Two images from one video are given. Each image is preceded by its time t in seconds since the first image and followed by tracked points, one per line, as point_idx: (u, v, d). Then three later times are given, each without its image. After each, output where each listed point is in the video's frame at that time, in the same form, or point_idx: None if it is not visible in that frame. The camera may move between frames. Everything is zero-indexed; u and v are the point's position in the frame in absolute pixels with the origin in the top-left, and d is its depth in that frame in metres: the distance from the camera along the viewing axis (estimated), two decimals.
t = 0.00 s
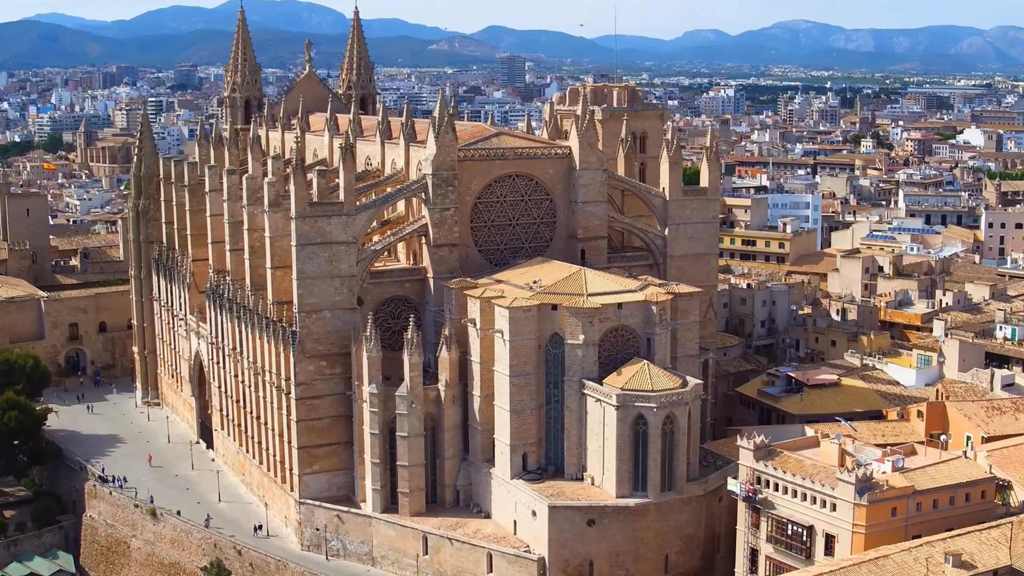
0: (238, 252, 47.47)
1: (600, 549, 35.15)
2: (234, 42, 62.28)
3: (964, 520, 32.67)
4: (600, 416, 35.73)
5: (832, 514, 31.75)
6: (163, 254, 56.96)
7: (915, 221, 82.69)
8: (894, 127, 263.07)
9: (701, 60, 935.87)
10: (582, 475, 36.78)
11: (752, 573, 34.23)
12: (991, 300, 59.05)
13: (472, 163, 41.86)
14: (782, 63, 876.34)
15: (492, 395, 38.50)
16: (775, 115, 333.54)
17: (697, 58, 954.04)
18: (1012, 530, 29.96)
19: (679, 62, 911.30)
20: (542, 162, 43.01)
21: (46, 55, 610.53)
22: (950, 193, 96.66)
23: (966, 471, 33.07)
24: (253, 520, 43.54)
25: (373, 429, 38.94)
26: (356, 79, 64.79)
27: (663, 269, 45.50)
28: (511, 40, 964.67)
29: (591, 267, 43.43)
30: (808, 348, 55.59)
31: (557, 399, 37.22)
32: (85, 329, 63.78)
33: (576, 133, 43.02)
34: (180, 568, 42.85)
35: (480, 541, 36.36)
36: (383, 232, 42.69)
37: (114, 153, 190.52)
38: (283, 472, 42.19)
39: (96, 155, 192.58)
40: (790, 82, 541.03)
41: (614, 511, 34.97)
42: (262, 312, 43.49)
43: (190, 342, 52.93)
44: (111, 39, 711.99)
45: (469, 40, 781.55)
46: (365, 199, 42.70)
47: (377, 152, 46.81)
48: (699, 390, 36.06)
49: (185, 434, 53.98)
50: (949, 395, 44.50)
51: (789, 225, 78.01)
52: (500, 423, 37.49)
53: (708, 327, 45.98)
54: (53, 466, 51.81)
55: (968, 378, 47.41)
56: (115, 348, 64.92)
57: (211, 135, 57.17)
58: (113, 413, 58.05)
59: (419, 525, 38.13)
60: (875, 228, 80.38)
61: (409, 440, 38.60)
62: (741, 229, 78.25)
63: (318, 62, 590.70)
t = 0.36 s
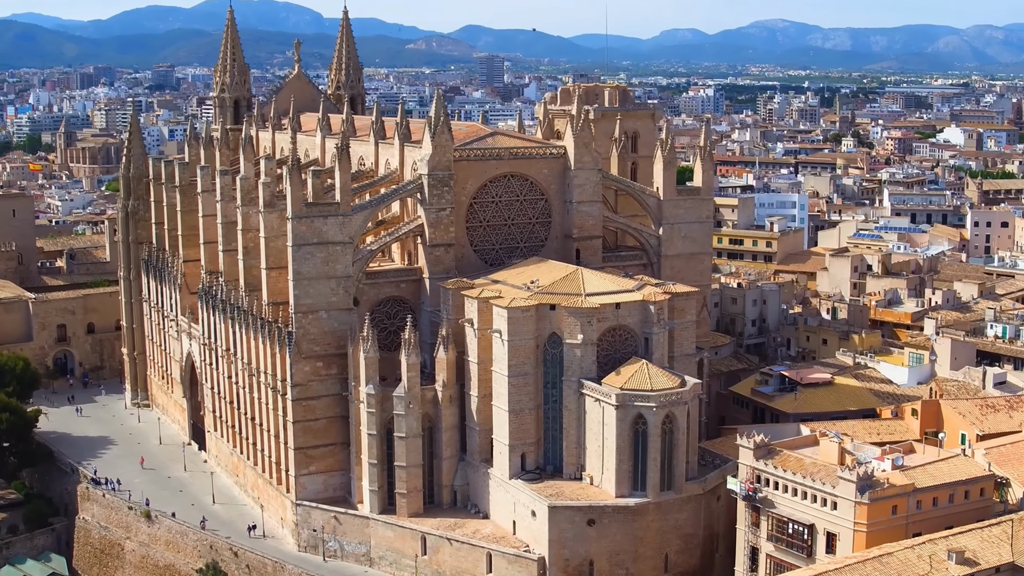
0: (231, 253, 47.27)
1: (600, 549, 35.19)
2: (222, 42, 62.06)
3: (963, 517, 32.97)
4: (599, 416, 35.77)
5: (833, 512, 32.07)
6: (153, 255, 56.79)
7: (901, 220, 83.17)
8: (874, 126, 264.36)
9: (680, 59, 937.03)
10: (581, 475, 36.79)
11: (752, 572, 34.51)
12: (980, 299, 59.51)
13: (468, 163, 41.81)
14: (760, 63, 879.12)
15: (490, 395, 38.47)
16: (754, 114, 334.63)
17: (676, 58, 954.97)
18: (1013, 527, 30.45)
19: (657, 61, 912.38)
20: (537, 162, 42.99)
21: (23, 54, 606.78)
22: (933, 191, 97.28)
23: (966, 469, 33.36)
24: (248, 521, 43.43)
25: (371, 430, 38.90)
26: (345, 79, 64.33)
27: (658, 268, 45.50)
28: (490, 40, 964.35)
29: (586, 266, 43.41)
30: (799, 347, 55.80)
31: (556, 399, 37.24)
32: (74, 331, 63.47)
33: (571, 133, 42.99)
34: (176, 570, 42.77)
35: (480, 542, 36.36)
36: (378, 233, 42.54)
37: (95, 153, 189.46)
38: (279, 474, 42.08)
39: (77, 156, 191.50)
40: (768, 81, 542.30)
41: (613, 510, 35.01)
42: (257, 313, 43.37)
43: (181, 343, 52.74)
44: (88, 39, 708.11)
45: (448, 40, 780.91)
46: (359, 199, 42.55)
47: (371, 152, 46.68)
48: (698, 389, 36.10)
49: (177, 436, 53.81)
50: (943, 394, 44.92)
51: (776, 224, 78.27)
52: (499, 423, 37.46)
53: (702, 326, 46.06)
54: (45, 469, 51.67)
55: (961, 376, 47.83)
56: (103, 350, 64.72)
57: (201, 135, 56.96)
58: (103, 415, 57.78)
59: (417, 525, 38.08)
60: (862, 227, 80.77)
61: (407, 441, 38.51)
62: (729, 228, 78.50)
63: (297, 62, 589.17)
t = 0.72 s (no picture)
0: (226, 254, 47.10)
1: (601, 548, 35.24)
2: (213, 43, 61.86)
3: (964, 514, 33.25)
4: (600, 416, 35.80)
5: (836, 511, 32.27)
6: (145, 256, 56.66)
7: (889, 219, 83.61)
8: (856, 126, 265.57)
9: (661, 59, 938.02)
10: (582, 475, 36.82)
11: (754, 570, 34.73)
12: (971, 297, 59.96)
13: (466, 163, 41.75)
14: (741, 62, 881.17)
15: (490, 395, 38.46)
16: (736, 113, 335.46)
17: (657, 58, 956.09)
18: (1016, 525, 30.84)
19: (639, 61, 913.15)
20: (534, 162, 42.92)
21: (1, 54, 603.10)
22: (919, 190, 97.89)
23: (967, 467, 33.66)
24: (245, 523, 43.33)
25: (370, 431, 38.77)
26: (336, 79, 64.15)
27: (654, 268, 45.51)
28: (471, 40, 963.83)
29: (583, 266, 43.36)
30: (792, 346, 56.10)
31: (556, 399, 37.27)
32: (64, 332, 63.26)
33: (567, 133, 42.94)
34: (173, 572, 42.69)
35: (481, 542, 36.35)
36: (375, 233, 42.45)
37: (77, 154, 188.42)
38: (276, 475, 42.00)
39: (58, 156, 190.43)
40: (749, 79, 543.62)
41: (615, 510, 35.06)
42: (254, 314, 43.24)
43: (175, 345, 52.55)
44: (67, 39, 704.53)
45: (429, 40, 780.11)
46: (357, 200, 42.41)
47: (367, 153, 46.56)
48: (699, 388, 36.15)
49: (170, 438, 53.72)
50: (938, 392, 45.27)
51: (766, 224, 78.52)
52: (499, 423, 37.44)
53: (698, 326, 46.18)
54: (38, 471, 51.86)
55: (955, 375, 48.19)
56: (93, 351, 64.52)
57: (193, 136, 56.74)
58: (96, 417, 57.63)
59: (417, 526, 38.03)
60: (850, 226, 81.14)
61: (406, 442, 38.45)
62: (718, 228, 78.79)
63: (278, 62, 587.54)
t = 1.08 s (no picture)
0: (223, 254, 46.92)
1: (606, 548, 35.29)
2: (206, 43, 61.64)
3: (968, 512, 33.52)
4: (604, 416, 35.88)
5: (842, 509, 32.56)
6: (139, 258, 56.50)
7: (878, 218, 83.96)
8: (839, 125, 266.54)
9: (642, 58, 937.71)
10: (586, 475, 36.84)
11: (759, 569, 34.95)
12: (964, 296, 60.37)
13: (466, 163, 41.69)
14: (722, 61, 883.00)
15: (493, 395, 38.43)
16: (718, 112, 336.09)
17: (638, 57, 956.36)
18: (1021, 522, 31.14)
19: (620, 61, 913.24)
20: (534, 162, 42.87)
21: None
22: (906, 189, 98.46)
23: (971, 465, 33.86)
24: (245, 524, 43.23)
25: (372, 432, 38.65)
26: (329, 79, 63.61)
27: (653, 267, 45.53)
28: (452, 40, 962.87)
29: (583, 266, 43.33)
30: (787, 346, 56.27)
31: (559, 399, 37.25)
32: (56, 333, 63.12)
33: (567, 133, 42.93)
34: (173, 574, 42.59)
35: (484, 542, 36.32)
36: (376, 233, 42.39)
37: (59, 154, 187.33)
38: (277, 476, 41.90)
39: (41, 157, 189.33)
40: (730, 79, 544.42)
41: (620, 510, 35.11)
42: (253, 314, 43.13)
43: (171, 346, 52.37)
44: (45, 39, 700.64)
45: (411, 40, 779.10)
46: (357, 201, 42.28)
47: (365, 153, 46.44)
48: (702, 388, 36.23)
49: (166, 440, 53.59)
50: (936, 391, 45.54)
51: (756, 223, 78.75)
52: (503, 423, 37.42)
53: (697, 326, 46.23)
54: (33, 473, 51.83)
55: (951, 373, 48.43)
56: (85, 352, 64.39)
57: (187, 137, 56.54)
58: (89, 419, 57.43)
59: (420, 527, 37.98)
60: (840, 225, 81.48)
61: (409, 442, 38.38)
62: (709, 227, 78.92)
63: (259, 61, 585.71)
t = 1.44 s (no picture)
0: (224, 255, 46.77)
1: (615, 548, 35.33)
2: (201, 43, 61.44)
3: (975, 510, 33.72)
4: (611, 416, 35.89)
5: (851, 508, 32.69)
6: (137, 258, 56.35)
7: (871, 217, 84.21)
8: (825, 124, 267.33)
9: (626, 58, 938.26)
10: (593, 474, 36.86)
11: (766, 568, 35.06)
12: (960, 295, 60.63)
13: (469, 163, 41.62)
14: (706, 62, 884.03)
15: (499, 396, 38.41)
16: (704, 111, 336.61)
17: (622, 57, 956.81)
18: None
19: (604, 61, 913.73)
20: (537, 162, 42.82)
21: None
22: (898, 188, 98.77)
23: (977, 463, 34.07)
24: (248, 525, 43.12)
25: (378, 433, 38.55)
26: (325, 79, 63.41)
27: (654, 267, 45.54)
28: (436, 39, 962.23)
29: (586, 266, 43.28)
30: (786, 345, 56.11)
31: (566, 399, 37.25)
32: (51, 335, 62.92)
33: (570, 133, 42.91)
34: None
35: (492, 543, 36.32)
36: (379, 234, 42.37)
37: (45, 154, 186.44)
38: (280, 477, 41.82)
39: (27, 156, 188.35)
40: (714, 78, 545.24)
41: (628, 509, 35.14)
42: (255, 315, 43.01)
43: (169, 347, 52.19)
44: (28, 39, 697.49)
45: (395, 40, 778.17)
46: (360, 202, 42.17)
47: (366, 153, 46.34)
48: (709, 387, 36.28)
49: (164, 441, 53.48)
50: (938, 389, 45.72)
51: (750, 222, 78.90)
52: (509, 424, 37.41)
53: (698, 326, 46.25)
54: (31, 475, 51.69)
55: (951, 372, 48.69)
56: (81, 354, 64.20)
57: (184, 137, 56.37)
58: (86, 421, 57.27)
59: (426, 527, 37.93)
60: (833, 224, 81.71)
61: (415, 443, 38.31)
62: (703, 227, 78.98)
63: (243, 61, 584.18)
